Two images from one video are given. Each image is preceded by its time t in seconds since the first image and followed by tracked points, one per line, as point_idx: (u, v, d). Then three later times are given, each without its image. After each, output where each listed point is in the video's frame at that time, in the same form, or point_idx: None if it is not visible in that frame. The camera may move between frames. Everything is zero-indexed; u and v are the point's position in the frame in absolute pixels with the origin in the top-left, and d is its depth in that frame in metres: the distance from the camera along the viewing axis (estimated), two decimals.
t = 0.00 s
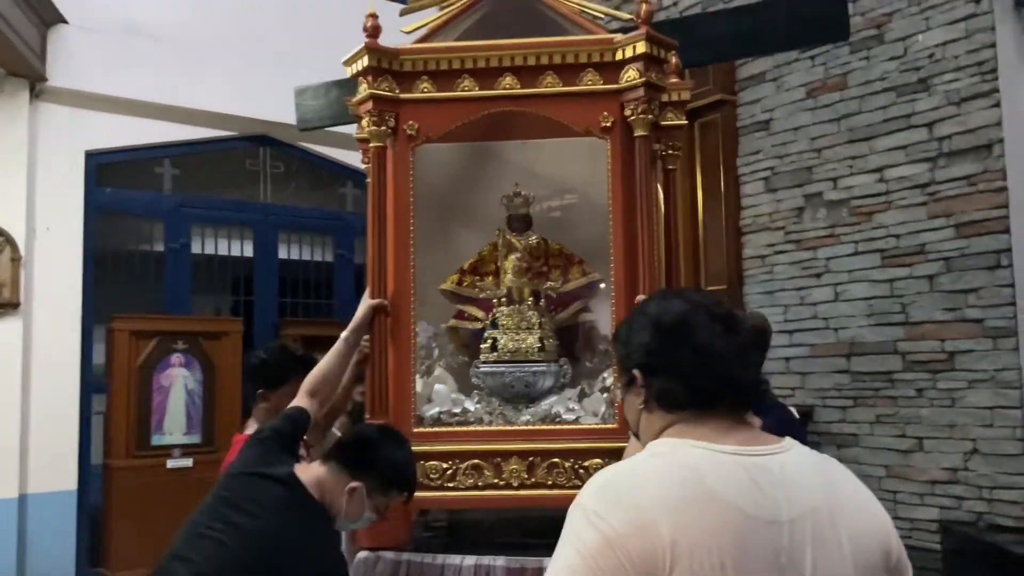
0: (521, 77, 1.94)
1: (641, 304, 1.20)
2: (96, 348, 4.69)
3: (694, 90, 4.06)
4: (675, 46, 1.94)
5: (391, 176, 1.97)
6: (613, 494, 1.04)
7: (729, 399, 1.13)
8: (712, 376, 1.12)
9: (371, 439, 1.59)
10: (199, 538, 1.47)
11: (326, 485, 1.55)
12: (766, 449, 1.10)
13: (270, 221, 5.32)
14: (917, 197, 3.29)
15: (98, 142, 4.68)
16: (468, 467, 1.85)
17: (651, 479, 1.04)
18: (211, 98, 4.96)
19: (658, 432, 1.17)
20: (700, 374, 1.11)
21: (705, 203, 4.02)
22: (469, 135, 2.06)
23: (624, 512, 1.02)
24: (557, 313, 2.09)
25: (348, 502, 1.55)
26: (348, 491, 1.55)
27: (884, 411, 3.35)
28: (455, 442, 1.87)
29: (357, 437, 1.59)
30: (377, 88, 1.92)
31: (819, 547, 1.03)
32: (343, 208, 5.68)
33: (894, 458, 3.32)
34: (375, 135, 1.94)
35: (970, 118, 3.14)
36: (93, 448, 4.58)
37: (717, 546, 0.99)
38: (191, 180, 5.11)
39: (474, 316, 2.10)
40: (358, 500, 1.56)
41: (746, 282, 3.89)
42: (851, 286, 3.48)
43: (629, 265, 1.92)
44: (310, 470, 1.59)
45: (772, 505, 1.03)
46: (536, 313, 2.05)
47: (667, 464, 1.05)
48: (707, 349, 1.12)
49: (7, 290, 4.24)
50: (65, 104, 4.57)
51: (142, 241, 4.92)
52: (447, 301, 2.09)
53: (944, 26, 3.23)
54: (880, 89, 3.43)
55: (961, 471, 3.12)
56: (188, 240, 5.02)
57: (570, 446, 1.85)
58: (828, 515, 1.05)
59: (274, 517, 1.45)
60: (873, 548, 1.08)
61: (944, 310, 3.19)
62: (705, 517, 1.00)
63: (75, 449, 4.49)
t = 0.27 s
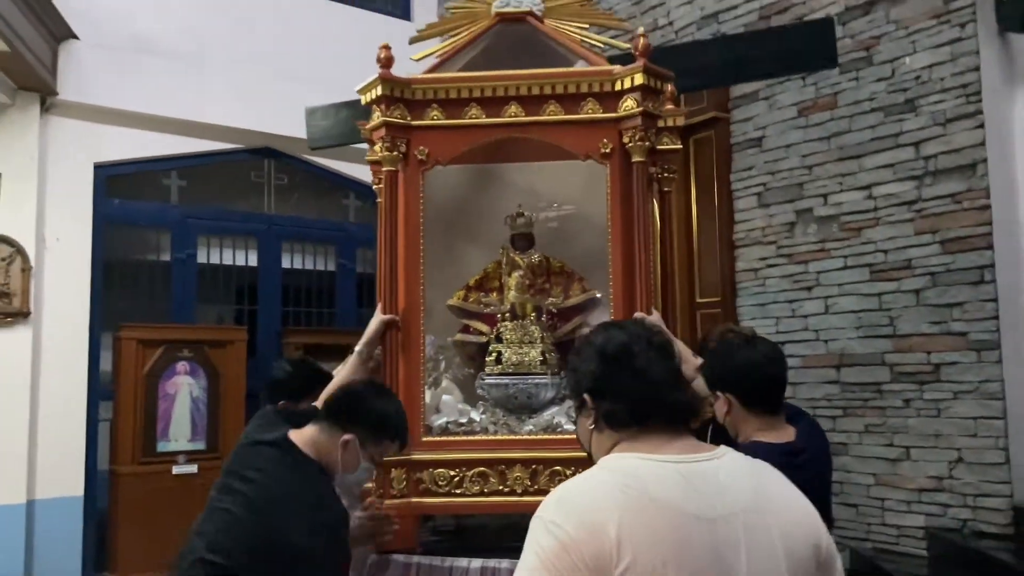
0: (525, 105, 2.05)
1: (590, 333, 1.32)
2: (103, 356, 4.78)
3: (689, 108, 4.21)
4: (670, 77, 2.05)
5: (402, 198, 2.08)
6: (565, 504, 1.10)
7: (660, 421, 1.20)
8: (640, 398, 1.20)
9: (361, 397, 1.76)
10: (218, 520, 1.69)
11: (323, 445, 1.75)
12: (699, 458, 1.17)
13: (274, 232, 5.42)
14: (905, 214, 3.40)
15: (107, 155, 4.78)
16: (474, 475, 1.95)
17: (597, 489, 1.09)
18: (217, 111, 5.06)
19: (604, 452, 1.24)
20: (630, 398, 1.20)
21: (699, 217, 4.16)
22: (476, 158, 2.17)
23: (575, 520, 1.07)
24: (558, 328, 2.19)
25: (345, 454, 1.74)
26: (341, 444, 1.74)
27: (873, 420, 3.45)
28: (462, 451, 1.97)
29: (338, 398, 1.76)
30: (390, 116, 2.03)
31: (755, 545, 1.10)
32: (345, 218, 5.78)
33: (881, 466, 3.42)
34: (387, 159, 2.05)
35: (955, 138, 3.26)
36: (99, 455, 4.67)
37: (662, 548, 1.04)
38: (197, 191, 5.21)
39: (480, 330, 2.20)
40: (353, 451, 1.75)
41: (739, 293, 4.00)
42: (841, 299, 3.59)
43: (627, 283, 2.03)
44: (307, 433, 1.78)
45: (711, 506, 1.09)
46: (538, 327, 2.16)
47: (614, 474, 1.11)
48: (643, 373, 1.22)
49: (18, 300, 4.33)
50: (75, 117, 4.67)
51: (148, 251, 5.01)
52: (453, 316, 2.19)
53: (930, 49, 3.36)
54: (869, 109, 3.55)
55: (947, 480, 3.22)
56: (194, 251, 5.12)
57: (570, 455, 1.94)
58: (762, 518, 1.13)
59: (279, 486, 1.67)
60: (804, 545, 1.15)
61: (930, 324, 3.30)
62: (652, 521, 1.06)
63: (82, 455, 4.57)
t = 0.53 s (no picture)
0: (522, 127, 2.16)
1: (566, 345, 1.48)
2: (113, 361, 4.90)
3: (684, 123, 4.33)
4: (658, 101, 2.16)
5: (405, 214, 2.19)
6: (540, 497, 1.24)
7: (626, 428, 1.35)
8: (609, 408, 1.36)
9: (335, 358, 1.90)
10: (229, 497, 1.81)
11: (306, 407, 1.88)
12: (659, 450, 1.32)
13: (280, 240, 5.54)
14: (892, 228, 3.51)
15: (118, 164, 4.91)
16: (469, 475, 2.05)
17: (571, 482, 1.24)
18: (226, 122, 5.18)
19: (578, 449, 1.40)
20: (600, 406, 1.36)
21: (695, 229, 4.28)
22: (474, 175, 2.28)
23: (550, 509, 1.22)
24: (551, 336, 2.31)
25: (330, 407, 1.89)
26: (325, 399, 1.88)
27: (861, 428, 3.55)
28: (458, 453, 2.07)
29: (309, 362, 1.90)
30: (394, 137, 2.14)
31: (707, 529, 1.24)
32: (350, 227, 5.90)
33: (869, 472, 3.52)
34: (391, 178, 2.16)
35: (940, 155, 3.37)
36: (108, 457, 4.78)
37: (625, 533, 1.19)
38: (205, 200, 5.33)
39: (478, 338, 2.32)
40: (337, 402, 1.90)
41: (732, 303, 4.10)
42: (831, 310, 3.69)
43: (617, 296, 2.12)
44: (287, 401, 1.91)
45: (669, 495, 1.24)
46: (533, 336, 2.27)
47: (585, 469, 1.26)
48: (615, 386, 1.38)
49: (31, 306, 4.44)
50: (87, 128, 4.80)
51: (157, 258, 5.13)
52: (452, 326, 2.32)
53: (917, 69, 3.47)
54: (858, 126, 3.65)
55: (932, 486, 3.32)
56: (201, 258, 5.24)
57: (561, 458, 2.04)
58: (716, 502, 1.28)
59: (275, 454, 1.78)
60: (751, 526, 1.31)
61: (916, 335, 3.40)
62: (616, 509, 1.20)
63: (91, 458, 4.68)
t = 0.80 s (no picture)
0: (512, 138, 2.26)
1: (530, 354, 1.65)
2: (119, 359, 5.02)
3: (679, 128, 4.41)
4: (642, 114, 2.26)
5: (400, 219, 2.29)
6: (528, 471, 1.38)
7: (586, 423, 1.52)
8: (572, 406, 1.52)
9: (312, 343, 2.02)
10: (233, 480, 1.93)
11: (292, 392, 2.03)
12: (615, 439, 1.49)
13: (283, 241, 5.65)
14: (879, 233, 3.60)
15: (125, 167, 5.02)
16: (460, 468, 2.16)
17: (549, 460, 1.39)
18: (231, 125, 5.28)
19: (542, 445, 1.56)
20: (562, 405, 1.52)
21: (689, 232, 4.37)
22: (467, 182, 2.39)
23: (536, 483, 1.36)
24: (540, 337, 2.40)
25: (318, 385, 2.03)
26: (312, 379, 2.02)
27: (848, 427, 3.65)
28: (450, 446, 2.18)
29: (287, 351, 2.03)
30: (390, 147, 2.25)
31: (664, 511, 1.41)
32: (353, 229, 6.01)
33: (855, 470, 3.61)
34: (387, 186, 2.27)
35: (925, 162, 3.46)
36: (115, 453, 4.91)
37: (597, 504, 1.35)
38: (210, 202, 5.44)
39: (469, 338, 2.43)
40: (323, 380, 2.04)
41: (724, 305, 4.21)
42: (819, 312, 3.78)
43: (602, 299, 2.23)
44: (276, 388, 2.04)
45: (635, 478, 1.40)
46: (522, 336, 2.37)
47: (564, 450, 1.40)
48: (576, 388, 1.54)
49: (40, 305, 4.55)
50: (96, 131, 4.91)
51: (163, 259, 5.25)
52: (446, 326, 2.43)
53: (903, 77, 3.56)
54: (846, 133, 3.75)
55: (915, 483, 3.41)
56: (207, 259, 5.35)
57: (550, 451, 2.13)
58: (670, 486, 1.45)
59: (269, 434, 1.90)
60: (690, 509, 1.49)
61: (901, 336, 3.49)
62: (593, 488, 1.36)
63: (99, 454, 4.79)
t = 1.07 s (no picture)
0: (506, 151, 2.39)
1: (458, 364, 1.68)
2: (129, 356, 5.18)
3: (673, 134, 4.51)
4: (629, 128, 2.39)
5: (399, 227, 2.42)
6: (460, 472, 1.41)
7: (503, 434, 1.57)
8: (493, 416, 1.56)
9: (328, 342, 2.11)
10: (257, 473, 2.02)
11: (310, 389, 2.12)
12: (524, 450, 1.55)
13: (288, 241, 5.78)
14: (864, 237, 3.72)
15: (135, 170, 5.15)
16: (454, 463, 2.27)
17: (473, 467, 1.42)
18: (237, 127, 5.41)
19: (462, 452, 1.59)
20: (485, 414, 1.56)
21: (682, 235, 4.51)
22: (463, 191, 2.52)
23: (465, 486, 1.39)
24: (532, 338, 2.53)
25: (335, 380, 2.13)
26: (328, 375, 2.12)
27: (834, 425, 3.76)
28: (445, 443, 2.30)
29: (300, 350, 2.10)
30: (390, 159, 2.37)
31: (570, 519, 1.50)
32: (356, 230, 6.14)
33: (841, 467, 3.73)
34: (387, 196, 2.39)
35: (909, 168, 3.57)
36: (125, 447, 5.07)
37: (517, 510, 1.41)
38: (217, 203, 5.58)
39: (465, 340, 2.55)
40: (340, 375, 2.13)
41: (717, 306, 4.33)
42: (808, 313, 3.90)
43: (589, 303, 2.35)
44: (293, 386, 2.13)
45: (551, 490, 1.48)
46: (515, 338, 2.50)
47: (487, 459, 1.44)
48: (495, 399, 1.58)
49: (53, 304, 4.69)
50: (106, 134, 5.04)
51: (172, 259, 5.38)
52: (444, 328, 2.55)
53: (889, 86, 3.67)
54: (834, 140, 3.86)
55: (898, 480, 3.53)
56: (214, 259, 5.48)
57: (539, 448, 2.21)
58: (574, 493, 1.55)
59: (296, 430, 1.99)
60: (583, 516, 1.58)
61: (886, 337, 3.61)
62: (518, 497, 1.42)
63: (109, 448, 4.93)
